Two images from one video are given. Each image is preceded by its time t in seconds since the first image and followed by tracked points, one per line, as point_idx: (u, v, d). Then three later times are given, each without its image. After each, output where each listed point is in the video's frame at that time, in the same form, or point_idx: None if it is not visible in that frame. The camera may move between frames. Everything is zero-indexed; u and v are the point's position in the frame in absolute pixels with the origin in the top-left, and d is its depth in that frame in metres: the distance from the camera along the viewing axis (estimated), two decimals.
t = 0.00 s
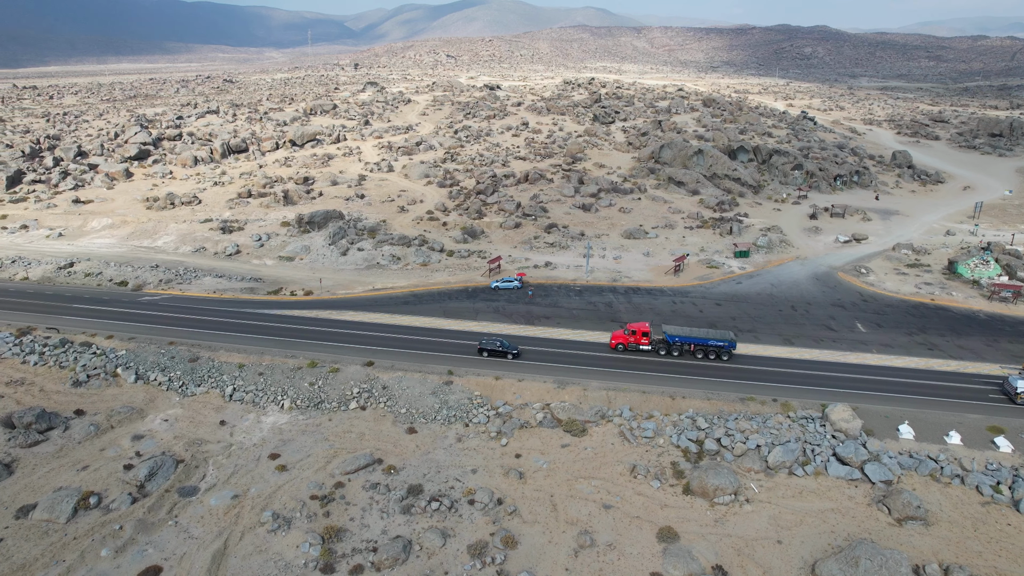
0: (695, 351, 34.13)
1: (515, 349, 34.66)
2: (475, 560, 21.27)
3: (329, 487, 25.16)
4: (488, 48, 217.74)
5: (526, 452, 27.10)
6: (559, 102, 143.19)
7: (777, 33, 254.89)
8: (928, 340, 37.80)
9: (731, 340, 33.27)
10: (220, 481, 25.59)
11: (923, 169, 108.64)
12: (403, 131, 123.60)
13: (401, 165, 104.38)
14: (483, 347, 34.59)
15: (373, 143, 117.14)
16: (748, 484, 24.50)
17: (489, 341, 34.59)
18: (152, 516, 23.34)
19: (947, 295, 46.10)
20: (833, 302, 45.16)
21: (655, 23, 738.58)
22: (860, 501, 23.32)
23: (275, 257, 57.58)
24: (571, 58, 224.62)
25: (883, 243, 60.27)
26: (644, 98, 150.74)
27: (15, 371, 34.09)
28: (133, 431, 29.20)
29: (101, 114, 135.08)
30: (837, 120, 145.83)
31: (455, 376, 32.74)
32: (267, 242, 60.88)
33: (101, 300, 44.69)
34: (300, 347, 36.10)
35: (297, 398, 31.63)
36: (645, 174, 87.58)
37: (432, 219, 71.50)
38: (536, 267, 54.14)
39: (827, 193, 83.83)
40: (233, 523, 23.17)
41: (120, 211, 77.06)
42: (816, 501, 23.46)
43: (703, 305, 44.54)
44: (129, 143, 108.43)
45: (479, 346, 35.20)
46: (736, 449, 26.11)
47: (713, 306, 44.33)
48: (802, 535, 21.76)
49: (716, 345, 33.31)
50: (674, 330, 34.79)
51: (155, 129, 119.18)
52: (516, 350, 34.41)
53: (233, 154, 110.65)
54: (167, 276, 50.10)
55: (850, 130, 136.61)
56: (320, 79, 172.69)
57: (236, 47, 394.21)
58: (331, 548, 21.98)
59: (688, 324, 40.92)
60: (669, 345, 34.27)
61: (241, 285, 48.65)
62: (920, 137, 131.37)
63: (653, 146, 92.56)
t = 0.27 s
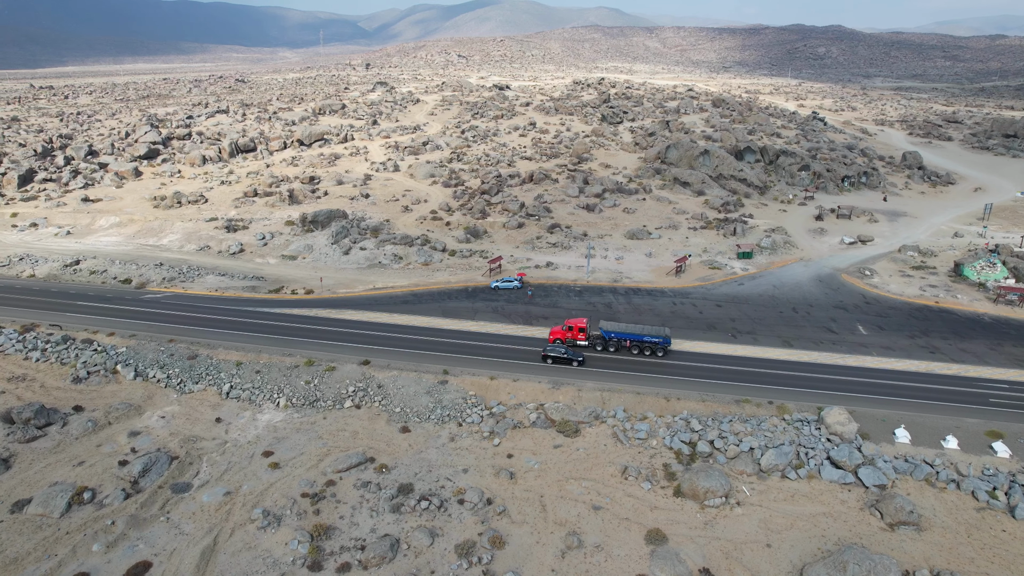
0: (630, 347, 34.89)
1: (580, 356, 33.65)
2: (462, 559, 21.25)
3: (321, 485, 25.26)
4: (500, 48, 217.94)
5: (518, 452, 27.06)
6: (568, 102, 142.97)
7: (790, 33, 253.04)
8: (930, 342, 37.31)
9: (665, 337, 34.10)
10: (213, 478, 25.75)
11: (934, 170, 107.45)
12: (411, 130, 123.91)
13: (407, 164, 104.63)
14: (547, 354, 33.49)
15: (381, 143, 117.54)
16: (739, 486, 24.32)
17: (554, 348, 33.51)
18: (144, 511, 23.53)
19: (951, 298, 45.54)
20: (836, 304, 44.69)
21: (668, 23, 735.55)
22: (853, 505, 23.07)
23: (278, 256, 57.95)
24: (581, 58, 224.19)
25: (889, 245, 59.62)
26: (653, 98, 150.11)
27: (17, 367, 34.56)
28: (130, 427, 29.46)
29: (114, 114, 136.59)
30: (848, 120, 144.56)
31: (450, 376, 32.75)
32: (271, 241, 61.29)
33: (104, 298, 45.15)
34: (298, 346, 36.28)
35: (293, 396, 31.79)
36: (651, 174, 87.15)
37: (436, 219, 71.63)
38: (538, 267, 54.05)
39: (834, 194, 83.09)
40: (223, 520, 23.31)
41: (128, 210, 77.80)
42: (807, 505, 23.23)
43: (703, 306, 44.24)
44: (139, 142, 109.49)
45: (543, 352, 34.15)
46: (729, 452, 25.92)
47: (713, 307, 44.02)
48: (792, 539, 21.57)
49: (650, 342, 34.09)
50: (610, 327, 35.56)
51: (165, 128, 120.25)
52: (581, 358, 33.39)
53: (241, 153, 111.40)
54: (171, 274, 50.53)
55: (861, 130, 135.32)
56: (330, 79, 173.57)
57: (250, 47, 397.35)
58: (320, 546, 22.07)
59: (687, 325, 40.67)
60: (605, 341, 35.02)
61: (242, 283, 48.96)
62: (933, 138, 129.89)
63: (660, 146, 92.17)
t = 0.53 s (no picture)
0: (568, 342, 35.45)
1: (648, 364, 32.40)
2: (449, 559, 21.25)
3: (312, 483, 25.37)
4: (511, 48, 218.02)
5: (509, 453, 27.03)
6: (577, 102, 142.73)
7: (804, 33, 250.99)
8: (932, 346, 36.83)
9: (603, 332, 34.65)
10: (206, 475, 25.93)
11: (945, 171, 106.15)
12: (418, 130, 124.23)
13: (413, 164, 104.91)
14: (614, 362, 32.49)
15: (388, 142, 117.90)
16: (730, 489, 24.13)
17: (621, 355, 32.42)
18: (136, 507, 23.74)
19: (956, 301, 44.97)
20: (837, 306, 44.22)
21: (680, 23, 732.11)
22: (845, 509, 22.84)
23: (281, 255, 58.34)
24: (591, 58, 223.73)
25: (894, 247, 58.95)
26: (663, 98, 149.45)
27: (20, 363, 35.03)
28: (127, 424, 29.72)
29: (126, 113, 138.14)
30: (859, 121, 143.17)
31: (445, 376, 32.76)
32: (274, 240, 61.75)
33: (108, 296, 45.65)
34: (296, 344, 36.46)
35: (288, 394, 31.96)
36: (656, 174, 86.71)
37: (439, 219, 71.76)
38: (538, 267, 53.97)
39: (841, 195, 82.29)
40: (214, 517, 23.48)
41: (136, 208, 78.59)
42: (799, 509, 23.03)
43: (703, 308, 43.92)
44: (149, 141, 110.63)
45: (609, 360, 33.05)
46: (721, 454, 25.75)
47: (713, 309, 43.72)
48: (781, 543, 21.37)
49: (588, 337, 34.62)
50: (549, 322, 36.11)
51: (175, 127, 121.38)
52: (649, 366, 32.19)
53: (250, 153, 112.22)
54: (174, 273, 50.98)
55: (872, 131, 133.95)
56: (340, 79, 174.42)
57: (264, 47, 400.42)
58: (308, 543, 22.17)
59: (685, 327, 40.42)
60: (543, 336, 35.51)
61: (244, 282, 49.30)
62: (945, 139, 128.29)
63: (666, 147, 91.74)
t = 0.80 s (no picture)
0: (509, 336, 36.34)
1: (718, 375, 31.17)
2: (435, 558, 21.26)
3: (303, 481, 25.51)
4: (523, 48, 217.93)
5: (501, 453, 27.02)
6: (586, 102, 142.38)
7: (819, 33, 248.69)
8: (933, 349, 36.34)
9: (539, 327, 35.47)
10: (200, 472, 26.14)
11: (957, 172, 104.81)
12: (426, 130, 124.47)
13: (419, 164, 105.10)
14: (683, 371, 31.24)
15: (395, 142, 118.25)
16: (721, 492, 23.97)
17: (690, 365, 31.17)
18: (129, 503, 23.95)
19: (960, 304, 44.37)
20: (839, 308, 43.76)
21: (693, 22, 728.22)
22: (836, 514, 22.61)
23: (284, 253, 58.73)
24: (602, 58, 223.07)
25: (900, 249, 58.27)
26: (672, 98, 148.66)
27: (22, 360, 35.53)
28: (124, 420, 30.04)
29: (138, 113, 139.63)
30: (871, 121, 141.69)
31: (440, 375, 32.80)
32: (278, 240, 62.20)
33: (112, 293, 46.17)
34: (293, 343, 36.66)
35: (284, 393, 32.15)
36: (662, 175, 86.24)
37: (443, 219, 71.88)
38: (539, 268, 53.87)
39: (848, 197, 81.49)
40: (206, 513, 23.66)
41: (144, 207, 79.35)
42: (789, 512, 22.82)
43: (703, 309, 43.63)
44: (159, 140, 111.70)
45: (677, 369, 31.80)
46: (713, 457, 25.58)
47: (712, 310, 43.40)
48: (769, 547, 21.22)
49: (525, 331, 35.48)
50: (490, 316, 36.94)
51: (185, 127, 122.51)
52: (719, 376, 30.96)
53: (258, 152, 112.95)
54: (177, 271, 51.47)
55: (884, 132, 132.50)
56: (351, 79, 175.14)
57: (277, 47, 403.26)
58: (297, 541, 22.29)
59: (684, 328, 40.17)
60: (484, 330, 36.42)
61: (246, 281, 49.66)
62: (959, 140, 126.62)
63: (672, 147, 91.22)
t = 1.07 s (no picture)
0: (451, 330, 37.28)
1: (794, 387, 30.08)
2: (422, 558, 21.29)
3: (294, 479, 25.64)
4: (534, 48, 217.82)
5: (492, 454, 27.01)
6: (594, 102, 142.04)
7: (833, 32, 246.42)
8: (934, 353, 35.88)
9: (479, 321, 36.30)
10: (193, 469, 26.33)
11: (968, 174, 103.47)
12: (433, 130, 124.72)
13: (425, 164, 105.36)
14: (756, 384, 30.34)
15: (402, 142, 118.60)
16: (711, 495, 23.82)
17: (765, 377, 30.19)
18: (122, 499, 24.17)
19: (965, 307, 43.78)
20: (841, 310, 43.29)
21: (708, 22, 722.84)
22: (827, 518, 22.40)
23: (286, 253, 59.12)
24: (613, 58, 222.42)
25: (906, 251, 57.58)
26: (681, 98, 147.90)
27: (25, 357, 36.01)
28: (121, 417, 30.35)
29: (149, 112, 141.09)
30: (883, 122, 140.20)
31: (435, 375, 32.85)
32: (281, 239, 62.63)
33: (116, 291, 46.68)
34: (291, 342, 36.86)
35: (280, 391, 32.35)
36: (667, 175, 85.76)
37: (446, 219, 72.03)
38: (540, 268, 53.82)
39: (855, 198, 80.67)
40: (197, 510, 23.83)
41: (151, 206, 80.15)
42: (779, 516, 22.62)
43: (703, 310, 43.34)
44: (168, 140, 112.77)
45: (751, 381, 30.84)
46: (705, 459, 25.41)
47: (712, 312, 43.11)
48: (757, 551, 21.05)
49: (466, 326, 36.36)
50: (434, 310, 37.80)
51: (195, 126, 123.60)
52: (796, 389, 29.86)
53: (266, 152, 113.68)
54: (181, 270, 51.97)
55: (896, 133, 131.06)
56: (361, 79, 175.88)
57: (291, 47, 405.98)
58: (285, 539, 22.41)
59: (682, 329, 39.94)
60: (427, 325, 37.36)
61: (248, 279, 50.02)
62: (973, 141, 124.97)
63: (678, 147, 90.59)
